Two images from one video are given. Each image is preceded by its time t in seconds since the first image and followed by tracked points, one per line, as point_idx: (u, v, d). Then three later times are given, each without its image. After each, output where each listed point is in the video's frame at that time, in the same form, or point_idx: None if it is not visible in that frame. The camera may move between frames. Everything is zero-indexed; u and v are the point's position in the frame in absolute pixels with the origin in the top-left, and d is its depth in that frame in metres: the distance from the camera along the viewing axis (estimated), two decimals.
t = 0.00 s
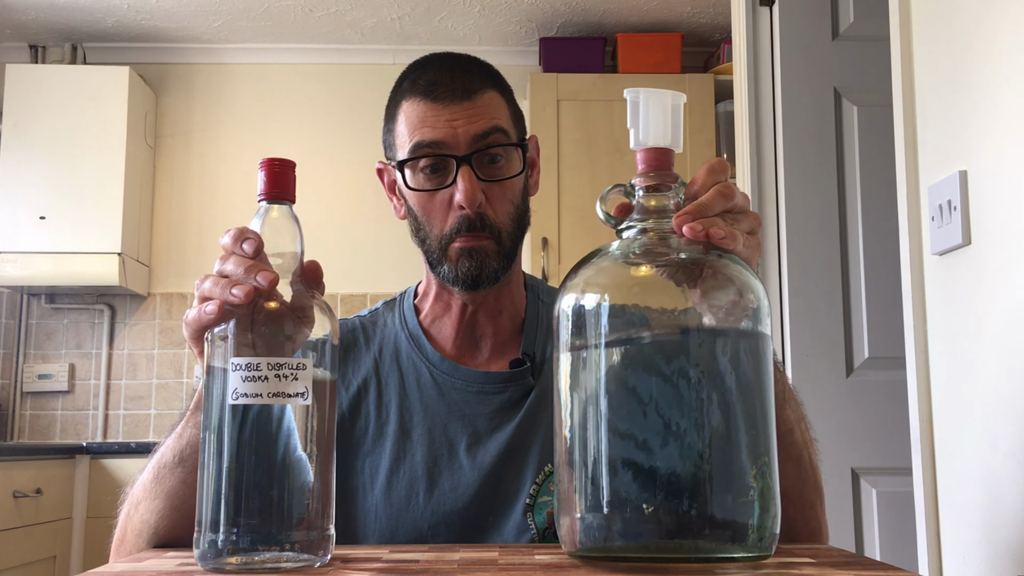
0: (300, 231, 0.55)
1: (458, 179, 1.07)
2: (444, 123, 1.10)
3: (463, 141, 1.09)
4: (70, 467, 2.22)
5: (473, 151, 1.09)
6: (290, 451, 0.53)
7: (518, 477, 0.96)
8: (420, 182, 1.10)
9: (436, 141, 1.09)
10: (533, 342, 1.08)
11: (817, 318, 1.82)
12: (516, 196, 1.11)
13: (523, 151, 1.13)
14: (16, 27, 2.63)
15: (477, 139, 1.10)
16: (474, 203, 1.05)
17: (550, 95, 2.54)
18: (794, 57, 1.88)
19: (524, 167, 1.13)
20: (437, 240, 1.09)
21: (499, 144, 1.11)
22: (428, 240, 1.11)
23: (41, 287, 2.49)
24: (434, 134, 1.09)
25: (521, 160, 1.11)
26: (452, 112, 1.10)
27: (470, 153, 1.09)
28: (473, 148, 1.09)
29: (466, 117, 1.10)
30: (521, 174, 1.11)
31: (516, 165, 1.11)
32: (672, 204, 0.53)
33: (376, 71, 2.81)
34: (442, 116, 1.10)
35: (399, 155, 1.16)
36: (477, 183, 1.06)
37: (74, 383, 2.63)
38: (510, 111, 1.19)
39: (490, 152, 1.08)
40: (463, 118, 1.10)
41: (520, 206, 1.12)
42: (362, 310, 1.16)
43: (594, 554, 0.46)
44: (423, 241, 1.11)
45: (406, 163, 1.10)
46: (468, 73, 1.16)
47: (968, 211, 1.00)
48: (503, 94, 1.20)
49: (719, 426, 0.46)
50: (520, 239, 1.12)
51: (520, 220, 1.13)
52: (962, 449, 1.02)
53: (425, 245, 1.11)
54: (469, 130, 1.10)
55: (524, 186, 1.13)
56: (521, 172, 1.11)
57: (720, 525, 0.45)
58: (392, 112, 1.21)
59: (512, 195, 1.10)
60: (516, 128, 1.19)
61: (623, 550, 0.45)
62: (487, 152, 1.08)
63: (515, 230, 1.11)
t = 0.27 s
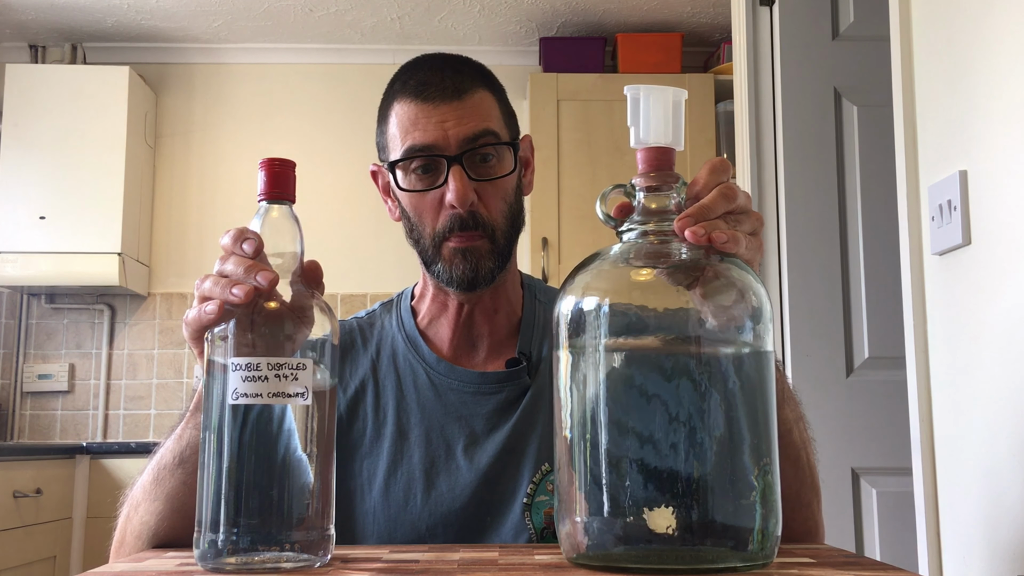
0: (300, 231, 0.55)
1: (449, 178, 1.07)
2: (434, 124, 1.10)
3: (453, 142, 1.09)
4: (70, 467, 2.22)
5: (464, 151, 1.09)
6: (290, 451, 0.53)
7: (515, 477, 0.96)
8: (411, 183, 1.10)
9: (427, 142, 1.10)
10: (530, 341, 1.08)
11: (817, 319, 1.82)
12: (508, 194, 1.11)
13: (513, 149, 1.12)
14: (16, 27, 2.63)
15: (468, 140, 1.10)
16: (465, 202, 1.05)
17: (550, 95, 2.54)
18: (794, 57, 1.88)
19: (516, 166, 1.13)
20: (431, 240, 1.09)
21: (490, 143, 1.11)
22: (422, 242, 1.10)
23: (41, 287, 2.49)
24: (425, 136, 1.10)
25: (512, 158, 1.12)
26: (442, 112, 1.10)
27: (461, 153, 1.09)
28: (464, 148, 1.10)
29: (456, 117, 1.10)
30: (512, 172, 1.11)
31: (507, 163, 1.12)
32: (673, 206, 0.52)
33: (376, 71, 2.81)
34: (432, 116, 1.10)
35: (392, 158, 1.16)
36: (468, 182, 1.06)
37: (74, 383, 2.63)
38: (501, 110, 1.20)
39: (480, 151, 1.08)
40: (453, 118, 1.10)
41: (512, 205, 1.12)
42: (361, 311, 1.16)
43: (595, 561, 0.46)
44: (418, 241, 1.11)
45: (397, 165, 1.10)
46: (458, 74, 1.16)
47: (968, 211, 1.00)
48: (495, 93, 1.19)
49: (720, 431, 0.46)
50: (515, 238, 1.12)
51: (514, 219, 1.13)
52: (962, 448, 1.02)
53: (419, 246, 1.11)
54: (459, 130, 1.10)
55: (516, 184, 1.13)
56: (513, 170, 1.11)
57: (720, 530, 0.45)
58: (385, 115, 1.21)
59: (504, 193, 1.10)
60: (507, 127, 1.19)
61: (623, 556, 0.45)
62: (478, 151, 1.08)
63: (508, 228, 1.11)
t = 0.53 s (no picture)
0: (300, 231, 0.55)
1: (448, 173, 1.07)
2: (434, 119, 1.10)
3: (452, 137, 1.10)
4: (70, 467, 2.22)
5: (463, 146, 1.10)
6: (290, 451, 0.53)
7: (514, 477, 0.96)
8: (410, 179, 1.10)
9: (426, 138, 1.10)
10: (530, 342, 1.08)
11: (817, 319, 1.82)
12: (508, 190, 1.11)
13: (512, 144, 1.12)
14: (16, 28, 2.63)
15: (467, 136, 1.10)
16: (463, 196, 1.05)
17: (550, 95, 2.54)
18: (794, 57, 1.88)
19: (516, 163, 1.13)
20: (428, 233, 1.09)
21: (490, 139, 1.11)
22: (419, 235, 1.11)
23: (41, 287, 2.49)
24: (424, 131, 1.10)
25: (512, 155, 1.12)
26: (441, 108, 1.11)
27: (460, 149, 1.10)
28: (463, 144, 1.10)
29: (456, 113, 1.11)
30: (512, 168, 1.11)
31: (507, 159, 1.12)
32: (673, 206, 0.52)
33: (376, 71, 2.81)
34: (432, 112, 1.11)
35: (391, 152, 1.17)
36: (466, 176, 1.06)
37: (74, 383, 2.63)
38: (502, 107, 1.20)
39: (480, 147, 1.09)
40: (453, 114, 1.11)
41: (512, 201, 1.13)
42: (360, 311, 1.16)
43: (595, 562, 0.46)
44: (416, 235, 1.11)
45: (396, 161, 1.11)
46: (460, 71, 1.16)
47: (968, 211, 1.00)
48: (495, 92, 1.20)
49: (720, 431, 0.46)
50: (514, 233, 1.12)
51: (514, 215, 1.13)
52: (962, 448, 1.02)
53: (417, 240, 1.11)
54: (459, 126, 1.10)
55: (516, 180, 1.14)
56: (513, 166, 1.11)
57: (720, 530, 0.45)
58: (385, 111, 1.21)
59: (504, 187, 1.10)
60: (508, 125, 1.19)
61: (623, 556, 0.45)
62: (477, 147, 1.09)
63: (507, 223, 1.11)
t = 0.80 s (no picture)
0: (299, 230, 0.55)
1: (447, 173, 1.07)
2: (433, 120, 1.10)
3: (452, 137, 1.10)
4: (70, 467, 2.22)
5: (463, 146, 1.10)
6: (290, 452, 0.53)
7: (514, 478, 0.97)
8: (410, 179, 1.10)
9: (426, 138, 1.10)
10: (531, 345, 1.08)
11: (817, 318, 1.82)
12: (509, 189, 1.11)
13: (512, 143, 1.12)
14: (16, 28, 2.63)
15: (467, 136, 1.10)
16: (463, 196, 1.05)
17: (550, 96, 2.54)
18: (794, 57, 1.89)
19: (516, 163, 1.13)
20: (427, 233, 1.09)
21: (490, 139, 1.11)
22: (420, 235, 1.11)
23: (41, 287, 2.49)
24: (424, 132, 1.10)
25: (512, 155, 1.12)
26: (441, 109, 1.11)
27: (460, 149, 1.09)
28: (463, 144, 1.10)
29: (456, 113, 1.11)
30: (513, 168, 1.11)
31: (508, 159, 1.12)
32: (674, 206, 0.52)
33: (376, 71, 2.81)
34: (432, 112, 1.11)
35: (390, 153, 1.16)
36: (466, 176, 1.06)
37: (74, 383, 2.63)
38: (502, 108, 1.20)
39: (479, 147, 1.09)
40: (453, 114, 1.11)
41: (513, 201, 1.13)
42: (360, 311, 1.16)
43: (594, 562, 0.46)
44: (415, 235, 1.12)
45: (396, 161, 1.11)
46: (460, 71, 1.16)
47: (968, 211, 1.00)
48: (495, 92, 1.19)
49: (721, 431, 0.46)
50: (515, 233, 1.12)
51: (515, 214, 1.13)
52: (961, 448, 1.02)
53: (417, 239, 1.12)
54: (458, 126, 1.10)
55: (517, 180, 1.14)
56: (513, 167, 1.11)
57: (720, 530, 0.45)
58: (385, 110, 1.21)
59: (505, 187, 1.10)
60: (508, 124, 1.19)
61: (623, 556, 0.45)
62: (477, 147, 1.08)
63: (508, 223, 1.11)
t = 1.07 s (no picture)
0: (300, 230, 0.55)
1: (451, 173, 1.06)
2: (437, 121, 1.10)
3: (456, 139, 1.09)
4: (70, 467, 2.22)
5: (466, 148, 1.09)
6: (290, 452, 0.53)
7: (514, 480, 0.97)
8: (413, 179, 1.10)
9: (430, 140, 1.10)
10: (532, 347, 1.08)
11: (817, 318, 1.82)
12: (512, 192, 1.10)
13: (515, 145, 1.12)
14: (16, 28, 2.63)
15: (471, 138, 1.10)
16: (466, 197, 1.05)
17: (550, 96, 2.54)
18: (794, 57, 1.88)
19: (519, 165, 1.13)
20: (430, 235, 1.09)
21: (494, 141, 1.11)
22: (422, 237, 1.10)
23: (41, 287, 2.49)
24: (428, 133, 1.10)
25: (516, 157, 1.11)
26: (446, 110, 1.10)
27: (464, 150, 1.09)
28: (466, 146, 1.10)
29: (460, 115, 1.10)
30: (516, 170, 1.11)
31: (511, 162, 1.11)
32: (674, 206, 0.52)
33: (376, 71, 2.81)
34: (436, 113, 1.10)
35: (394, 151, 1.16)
36: (470, 177, 1.06)
37: (74, 383, 2.63)
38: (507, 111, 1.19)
39: (483, 148, 1.08)
40: (457, 115, 1.10)
41: (516, 204, 1.12)
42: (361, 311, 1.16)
43: (594, 561, 0.46)
44: (418, 237, 1.11)
45: (399, 161, 1.10)
46: (465, 71, 1.16)
47: (968, 211, 1.00)
48: (498, 93, 1.19)
49: (721, 430, 0.46)
50: (518, 237, 1.12)
51: (518, 218, 1.13)
52: (962, 448, 1.02)
53: (419, 240, 1.11)
54: (463, 127, 1.10)
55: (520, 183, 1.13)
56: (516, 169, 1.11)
57: (719, 530, 0.45)
58: (390, 109, 1.20)
59: (508, 189, 1.09)
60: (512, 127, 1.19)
61: (623, 556, 0.45)
62: (481, 148, 1.08)
63: (511, 226, 1.10)
